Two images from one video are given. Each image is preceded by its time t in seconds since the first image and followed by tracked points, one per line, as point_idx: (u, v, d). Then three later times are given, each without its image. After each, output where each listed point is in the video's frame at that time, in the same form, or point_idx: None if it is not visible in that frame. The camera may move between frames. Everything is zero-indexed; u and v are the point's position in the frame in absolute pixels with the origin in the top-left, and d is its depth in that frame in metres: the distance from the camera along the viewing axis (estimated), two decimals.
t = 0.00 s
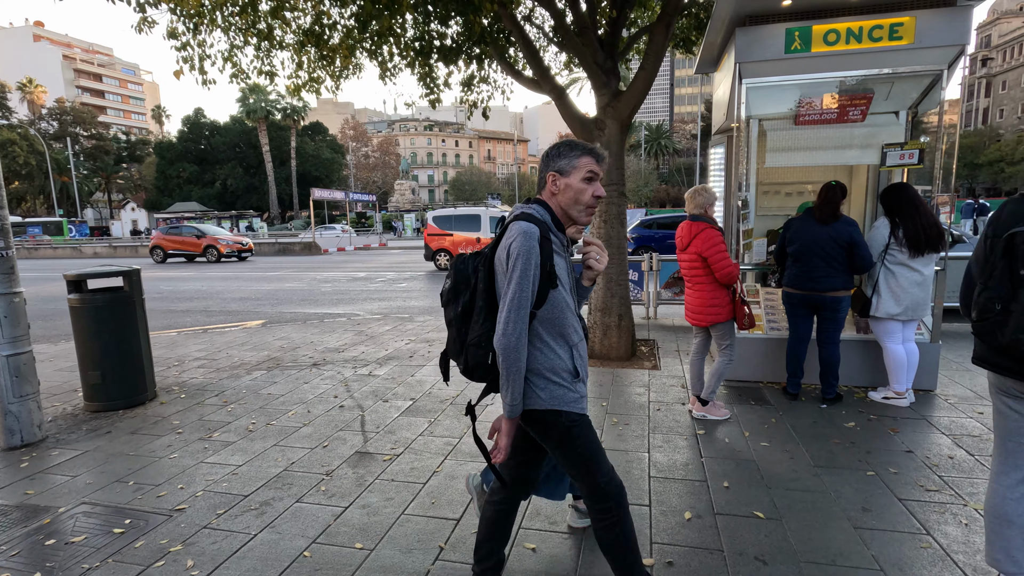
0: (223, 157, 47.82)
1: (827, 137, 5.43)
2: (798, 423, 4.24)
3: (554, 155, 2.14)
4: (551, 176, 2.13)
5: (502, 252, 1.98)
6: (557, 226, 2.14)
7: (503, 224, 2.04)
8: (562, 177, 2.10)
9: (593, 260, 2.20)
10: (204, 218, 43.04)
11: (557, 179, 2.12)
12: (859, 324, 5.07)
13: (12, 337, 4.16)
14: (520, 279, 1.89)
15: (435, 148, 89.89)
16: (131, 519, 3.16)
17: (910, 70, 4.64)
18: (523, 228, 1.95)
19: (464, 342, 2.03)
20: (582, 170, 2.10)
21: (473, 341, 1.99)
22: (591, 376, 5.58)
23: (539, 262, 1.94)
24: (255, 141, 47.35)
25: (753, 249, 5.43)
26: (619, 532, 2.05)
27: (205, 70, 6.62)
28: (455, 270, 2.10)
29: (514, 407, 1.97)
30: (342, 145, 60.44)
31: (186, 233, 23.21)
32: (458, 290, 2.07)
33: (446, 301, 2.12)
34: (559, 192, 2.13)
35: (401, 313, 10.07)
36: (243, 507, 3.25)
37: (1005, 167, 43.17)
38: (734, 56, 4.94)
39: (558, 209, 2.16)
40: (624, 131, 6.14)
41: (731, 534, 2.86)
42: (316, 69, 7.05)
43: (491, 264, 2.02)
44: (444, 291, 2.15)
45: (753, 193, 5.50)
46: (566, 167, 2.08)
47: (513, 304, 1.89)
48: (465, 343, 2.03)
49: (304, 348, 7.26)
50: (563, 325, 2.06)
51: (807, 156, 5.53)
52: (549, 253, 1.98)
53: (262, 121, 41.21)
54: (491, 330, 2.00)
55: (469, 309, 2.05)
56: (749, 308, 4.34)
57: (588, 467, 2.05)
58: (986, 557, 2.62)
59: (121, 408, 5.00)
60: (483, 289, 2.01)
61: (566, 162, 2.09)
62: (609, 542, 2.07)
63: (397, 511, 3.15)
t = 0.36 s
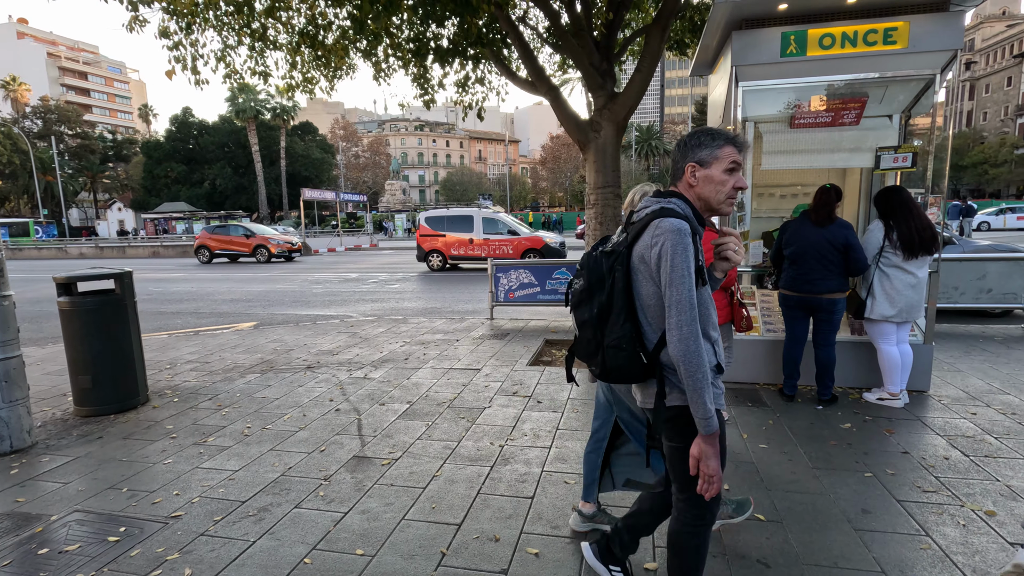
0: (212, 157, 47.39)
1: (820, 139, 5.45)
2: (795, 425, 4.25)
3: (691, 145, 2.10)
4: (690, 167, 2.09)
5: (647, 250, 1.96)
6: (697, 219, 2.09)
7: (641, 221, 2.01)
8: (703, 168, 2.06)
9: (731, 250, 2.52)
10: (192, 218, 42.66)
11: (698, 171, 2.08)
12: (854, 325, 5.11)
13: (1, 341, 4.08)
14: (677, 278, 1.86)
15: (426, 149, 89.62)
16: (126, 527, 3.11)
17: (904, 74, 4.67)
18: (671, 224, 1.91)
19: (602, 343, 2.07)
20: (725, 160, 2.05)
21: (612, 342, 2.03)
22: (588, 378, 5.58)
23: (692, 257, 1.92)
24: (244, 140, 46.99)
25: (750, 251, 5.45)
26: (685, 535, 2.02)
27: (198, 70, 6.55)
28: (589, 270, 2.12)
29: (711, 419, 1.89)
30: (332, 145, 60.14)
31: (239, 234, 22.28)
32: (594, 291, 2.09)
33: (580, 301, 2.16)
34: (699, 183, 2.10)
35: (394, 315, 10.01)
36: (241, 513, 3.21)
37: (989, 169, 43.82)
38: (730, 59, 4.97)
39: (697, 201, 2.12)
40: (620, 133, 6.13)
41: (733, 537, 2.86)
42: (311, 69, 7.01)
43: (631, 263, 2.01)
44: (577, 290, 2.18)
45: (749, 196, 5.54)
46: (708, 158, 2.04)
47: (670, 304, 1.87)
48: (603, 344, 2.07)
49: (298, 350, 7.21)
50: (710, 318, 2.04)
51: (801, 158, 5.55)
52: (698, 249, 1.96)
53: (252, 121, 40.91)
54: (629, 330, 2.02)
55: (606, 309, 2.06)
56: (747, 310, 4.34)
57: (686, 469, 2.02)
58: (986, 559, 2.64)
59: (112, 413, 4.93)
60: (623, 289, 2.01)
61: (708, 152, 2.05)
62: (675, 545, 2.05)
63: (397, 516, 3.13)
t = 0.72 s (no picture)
0: (199, 156, 46.94)
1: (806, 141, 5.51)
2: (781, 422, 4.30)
3: (797, 151, 2.17)
4: (797, 170, 2.16)
5: (757, 247, 1.97)
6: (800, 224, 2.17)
7: (749, 219, 2.02)
8: (809, 171, 2.13)
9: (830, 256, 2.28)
10: (180, 218, 42.29)
11: (805, 174, 2.15)
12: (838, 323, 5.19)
13: None
14: (794, 275, 1.89)
15: (416, 149, 89.36)
16: (111, 527, 3.08)
17: (887, 77, 4.75)
18: (786, 222, 1.93)
19: (704, 340, 2.07)
20: (832, 164, 2.11)
21: (715, 340, 2.04)
22: (577, 377, 5.61)
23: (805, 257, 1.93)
24: (232, 139, 46.61)
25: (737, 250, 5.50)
26: (713, 521, 2.12)
27: (185, 68, 6.51)
28: (691, 267, 2.10)
29: (841, 413, 1.92)
30: (321, 144, 59.82)
31: (290, 232, 21.55)
32: (698, 287, 2.08)
33: (681, 299, 2.14)
34: (805, 186, 2.15)
35: (383, 315, 9.98)
36: (227, 512, 3.20)
37: (971, 171, 44.51)
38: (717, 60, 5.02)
39: (803, 203, 2.18)
40: (608, 134, 6.16)
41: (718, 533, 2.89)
42: (299, 68, 6.98)
43: (738, 261, 2.02)
44: (675, 286, 2.17)
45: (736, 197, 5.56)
46: (817, 162, 2.10)
47: (787, 301, 1.90)
48: (705, 340, 2.08)
49: (287, 350, 7.17)
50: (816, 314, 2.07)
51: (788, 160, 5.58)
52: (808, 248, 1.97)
53: (239, 120, 40.62)
54: (733, 327, 2.03)
55: (709, 307, 2.06)
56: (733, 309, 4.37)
57: (749, 464, 2.07)
58: (964, 551, 2.69)
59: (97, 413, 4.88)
60: (729, 286, 2.03)
61: (816, 156, 2.12)
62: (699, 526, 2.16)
63: (385, 514, 3.13)
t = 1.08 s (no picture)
0: (188, 156, 46.61)
1: (793, 143, 5.63)
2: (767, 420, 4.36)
3: (887, 140, 2.17)
4: (888, 159, 2.15)
5: (856, 231, 2.07)
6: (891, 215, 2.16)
7: (846, 206, 2.12)
8: (901, 160, 2.11)
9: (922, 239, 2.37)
10: (169, 218, 42.00)
11: (897, 162, 2.13)
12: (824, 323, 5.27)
13: None
14: (890, 256, 1.98)
15: (408, 149, 89.17)
16: (100, 527, 3.08)
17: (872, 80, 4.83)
18: (884, 206, 2.02)
19: (802, 323, 2.12)
20: (922, 152, 2.10)
21: (813, 321, 2.10)
22: (567, 376, 5.65)
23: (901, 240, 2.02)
24: (222, 139, 46.33)
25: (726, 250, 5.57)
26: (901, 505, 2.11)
27: (174, 67, 6.49)
28: (786, 253, 2.17)
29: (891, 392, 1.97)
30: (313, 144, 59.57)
31: (345, 232, 21.47)
32: (794, 272, 2.14)
33: (775, 283, 2.20)
34: (896, 173, 2.15)
35: (374, 316, 9.98)
36: (217, 511, 3.20)
37: (957, 173, 45.05)
38: (705, 62, 5.08)
39: (893, 191, 2.17)
40: (599, 135, 6.21)
41: (705, 528, 2.94)
42: (289, 68, 6.97)
43: (835, 245, 2.12)
44: (768, 272, 2.23)
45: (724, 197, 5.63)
46: (908, 150, 2.10)
47: (881, 279, 1.97)
48: (803, 323, 2.13)
49: (277, 350, 7.16)
50: (903, 298, 2.14)
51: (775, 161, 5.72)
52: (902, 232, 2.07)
53: (230, 119, 40.39)
54: (831, 309, 2.10)
55: (806, 290, 2.13)
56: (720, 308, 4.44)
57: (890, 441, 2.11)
58: (942, 544, 2.76)
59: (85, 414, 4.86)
60: (827, 269, 2.11)
61: (906, 144, 2.12)
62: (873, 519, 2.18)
63: (376, 513, 3.15)
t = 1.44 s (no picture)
0: (180, 156, 46.35)
1: (784, 143, 5.67)
2: (759, 418, 4.39)
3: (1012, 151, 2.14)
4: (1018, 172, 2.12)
5: (977, 246, 2.06)
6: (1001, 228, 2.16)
7: (965, 220, 2.10)
8: None
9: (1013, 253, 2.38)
10: (162, 218, 41.77)
11: None
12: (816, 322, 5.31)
13: None
14: (1013, 272, 1.97)
15: (402, 150, 89.02)
16: (92, 529, 3.07)
17: (863, 81, 4.88)
18: (1008, 222, 2.02)
19: (919, 337, 2.10)
20: None
21: (932, 337, 2.08)
22: (562, 376, 5.67)
23: None
24: (215, 139, 46.12)
25: (718, 250, 5.61)
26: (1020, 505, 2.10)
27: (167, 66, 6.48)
28: (900, 267, 2.13)
29: None
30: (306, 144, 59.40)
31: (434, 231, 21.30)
32: (911, 286, 2.11)
33: (888, 298, 2.16)
34: (1018, 187, 2.13)
35: (368, 316, 9.97)
36: (211, 512, 3.20)
37: (947, 174, 45.46)
38: (698, 64, 5.12)
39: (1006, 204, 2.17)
40: (592, 135, 6.23)
41: (698, 525, 2.96)
42: (283, 67, 6.96)
43: (951, 258, 2.11)
44: (879, 286, 2.20)
45: (716, 197, 5.67)
46: None
47: (1007, 295, 1.97)
48: (920, 337, 2.10)
49: (271, 350, 7.15)
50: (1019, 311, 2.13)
51: (767, 162, 5.75)
52: None
53: (222, 119, 40.25)
54: (949, 323, 2.09)
55: (924, 306, 2.10)
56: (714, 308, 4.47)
57: (1002, 446, 2.11)
58: (930, 539, 2.80)
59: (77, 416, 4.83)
60: (943, 285, 2.10)
61: None
62: (997, 514, 2.15)
63: (370, 512, 3.15)
